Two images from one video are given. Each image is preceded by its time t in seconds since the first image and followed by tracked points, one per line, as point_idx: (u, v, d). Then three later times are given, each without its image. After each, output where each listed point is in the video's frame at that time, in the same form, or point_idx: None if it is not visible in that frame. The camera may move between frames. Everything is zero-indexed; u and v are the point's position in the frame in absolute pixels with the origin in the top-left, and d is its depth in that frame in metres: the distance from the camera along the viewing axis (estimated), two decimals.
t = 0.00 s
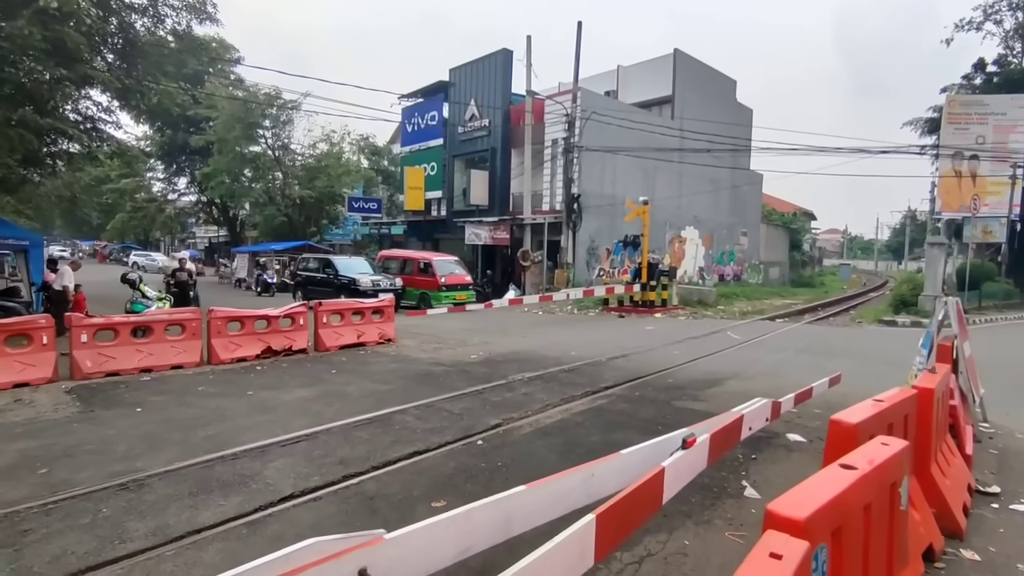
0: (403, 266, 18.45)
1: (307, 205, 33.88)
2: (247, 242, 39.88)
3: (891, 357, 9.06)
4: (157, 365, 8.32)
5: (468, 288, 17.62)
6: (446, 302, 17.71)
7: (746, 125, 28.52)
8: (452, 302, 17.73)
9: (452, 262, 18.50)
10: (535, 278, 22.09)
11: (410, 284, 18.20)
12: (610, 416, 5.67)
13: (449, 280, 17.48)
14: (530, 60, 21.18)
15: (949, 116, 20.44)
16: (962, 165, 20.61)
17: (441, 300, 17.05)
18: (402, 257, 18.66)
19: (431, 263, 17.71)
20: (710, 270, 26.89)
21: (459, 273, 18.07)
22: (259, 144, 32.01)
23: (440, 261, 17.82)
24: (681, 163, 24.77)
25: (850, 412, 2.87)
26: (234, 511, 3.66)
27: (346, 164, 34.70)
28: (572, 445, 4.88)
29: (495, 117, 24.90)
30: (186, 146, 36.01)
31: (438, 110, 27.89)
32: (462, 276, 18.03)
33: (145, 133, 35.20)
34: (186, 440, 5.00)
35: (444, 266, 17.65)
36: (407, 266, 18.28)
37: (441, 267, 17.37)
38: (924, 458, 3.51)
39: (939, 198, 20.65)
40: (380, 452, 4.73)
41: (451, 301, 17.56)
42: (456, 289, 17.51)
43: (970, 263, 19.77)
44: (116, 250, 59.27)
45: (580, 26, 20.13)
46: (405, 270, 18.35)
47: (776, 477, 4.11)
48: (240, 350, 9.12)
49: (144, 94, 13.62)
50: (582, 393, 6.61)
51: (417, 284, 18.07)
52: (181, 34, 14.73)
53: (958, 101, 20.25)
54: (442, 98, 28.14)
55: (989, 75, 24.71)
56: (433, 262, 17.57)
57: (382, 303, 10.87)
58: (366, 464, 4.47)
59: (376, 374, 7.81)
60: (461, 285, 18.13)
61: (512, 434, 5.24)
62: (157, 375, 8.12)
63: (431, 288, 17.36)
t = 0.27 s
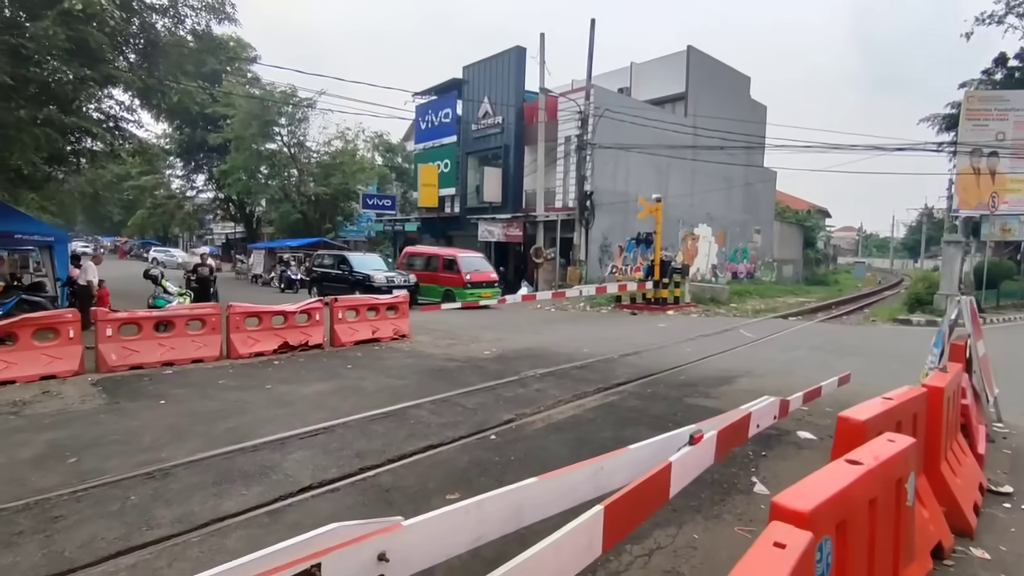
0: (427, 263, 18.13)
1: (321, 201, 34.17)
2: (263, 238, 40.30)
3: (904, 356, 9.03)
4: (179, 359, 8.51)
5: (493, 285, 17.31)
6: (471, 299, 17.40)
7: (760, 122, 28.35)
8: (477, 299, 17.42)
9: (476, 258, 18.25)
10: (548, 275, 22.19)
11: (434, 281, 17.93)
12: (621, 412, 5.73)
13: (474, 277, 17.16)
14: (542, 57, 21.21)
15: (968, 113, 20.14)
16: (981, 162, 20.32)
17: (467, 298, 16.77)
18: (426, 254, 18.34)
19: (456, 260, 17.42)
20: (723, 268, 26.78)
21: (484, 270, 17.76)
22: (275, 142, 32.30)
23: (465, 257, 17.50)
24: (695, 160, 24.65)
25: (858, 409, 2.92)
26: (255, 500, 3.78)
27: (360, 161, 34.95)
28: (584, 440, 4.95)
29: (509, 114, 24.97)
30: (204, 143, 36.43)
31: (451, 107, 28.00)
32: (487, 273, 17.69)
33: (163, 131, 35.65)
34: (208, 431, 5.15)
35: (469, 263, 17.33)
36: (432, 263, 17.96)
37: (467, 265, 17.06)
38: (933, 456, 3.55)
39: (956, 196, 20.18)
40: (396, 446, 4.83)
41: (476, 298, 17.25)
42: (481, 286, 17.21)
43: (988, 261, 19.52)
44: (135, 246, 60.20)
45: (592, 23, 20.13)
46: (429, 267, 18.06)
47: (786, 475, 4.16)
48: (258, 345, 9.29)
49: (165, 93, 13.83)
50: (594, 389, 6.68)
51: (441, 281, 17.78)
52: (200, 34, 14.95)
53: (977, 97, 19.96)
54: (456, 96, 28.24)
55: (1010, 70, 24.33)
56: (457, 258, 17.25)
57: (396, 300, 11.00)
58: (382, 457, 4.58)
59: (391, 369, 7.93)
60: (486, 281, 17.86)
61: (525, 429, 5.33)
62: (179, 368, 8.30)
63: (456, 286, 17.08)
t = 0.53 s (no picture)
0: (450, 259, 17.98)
1: (335, 199, 34.45)
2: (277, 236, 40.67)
3: (917, 354, 9.00)
4: (198, 353, 8.68)
5: (517, 282, 17.10)
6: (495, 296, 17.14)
7: (773, 120, 28.19)
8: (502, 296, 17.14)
9: (500, 255, 18.10)
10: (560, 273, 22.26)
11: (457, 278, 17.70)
12: (633, 408, 5.79)
13: (498, 274, 16.91)
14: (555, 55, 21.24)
15: (986, 109, 19.93)
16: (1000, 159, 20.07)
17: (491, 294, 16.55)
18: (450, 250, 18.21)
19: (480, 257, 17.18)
20: (735, 266, 26.67)
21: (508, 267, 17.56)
22: (290, 140, 32.51)
23: (489, 254, 17.32)
24: (707, 158, 24.55)
25: (868, 403, 2.95)
26: (275, 489, 3.89)
27: (373, 159, 35.20)
28: (596, 434, 5.02)
29: (521, 112, 25.01)
30: (220, 142, 36.79)
31: (464, 105, 28.09)
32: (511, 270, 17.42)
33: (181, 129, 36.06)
34: (228, 423, 5.28)
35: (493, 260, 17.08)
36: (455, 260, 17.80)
37: (491, 261, 16.84)
38: (944, 451, 3.57)
39: (973, 194, 20.04)
40: (411, 438, 4.93)
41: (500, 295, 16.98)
42: (505, 283, 17.00)
43: (1006, 260, 19.27)
44: (153, 244, 61.09)
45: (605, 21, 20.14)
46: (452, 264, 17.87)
47: (797, 469, 4.19)
48: (274, 340, 9.44)
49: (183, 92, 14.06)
50: (606, 384, 6.74)
51: (464, 278, 17.54)
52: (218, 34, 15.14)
53: (995, 92, 19.74)
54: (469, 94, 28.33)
55: None
56: (481, 255, 17.00)
57: (410, 296, 11.11)
58: (398, 449, 4.67)
59: (405, 364, 8.04)
60: (509, 278, 17.68)
61: (538, 423, 5.40)
62: (198, 362, 8.48)
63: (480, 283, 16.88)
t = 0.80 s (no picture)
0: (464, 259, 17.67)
1: (339, 198, 34.58)
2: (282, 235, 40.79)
3: (921, 352, 9.01)
4: (206, 350, 8.76)
5: (533, 281, 16.74)
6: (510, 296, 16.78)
7: (776, 119, 28.17)
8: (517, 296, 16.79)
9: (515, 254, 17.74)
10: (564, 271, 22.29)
11: (471, 277, 17.40)
12: (638, 405, 5.83)
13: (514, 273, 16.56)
14: (559, 54, 21.29)
15: (993, 106, 19.69)
16: (1006, 157, 20.00)
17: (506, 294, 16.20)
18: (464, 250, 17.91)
19: (495, 255, 16.86)
20: (738, 265, 26.66)
21: (524, 266, 17.21)
22: (295, 139, 32.55)
23: (504, 253, 16.98)
24: (710, 157, 24.54)
25: (873, 399, 3.00)
26: (285, 484, 3.95)
27: (377, 158, 35.29)
28: (601, 430, 5.07)
29: (525, 111, 25.04)
30: (225, 142, 36.86)
31: (468, 104, 28.14)
32: (526, 270, 17.07)
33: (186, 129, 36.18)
34: (238, 419, 5.35)
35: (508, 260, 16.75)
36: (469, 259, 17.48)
37: (506, 260, 16.53)
38: (949, 448, 3.60)
39: (979, 192, 20.14)
40: (418, 435, 4.98)
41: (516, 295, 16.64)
42: (521, 283, 16.64)
43: (1012, 258, 19.23)
44: (160, 242, 61.51)
45: (608, 20, 20.15)
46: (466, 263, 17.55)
47: (802, 466, 4.23)
48: (281, 338, 9.51)
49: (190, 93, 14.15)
50: (611, 382, 6.79)
51: (479, 277, 17.22)
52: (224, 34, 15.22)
53: (1004, 88, 19.46)
54: (472, 93, 28.36)
55: None
56: (496, 254, 16.67)
57: (415, 294, 11.17)
58: (405, 445, 4.72)
59: (411, 362, 8.11)
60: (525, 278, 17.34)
61: (544, 419, 5.45)
62: (207, 360, 8.55)
63: (495, 282, 16.54)
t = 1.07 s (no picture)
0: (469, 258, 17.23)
1: (334, 197, 34.53)
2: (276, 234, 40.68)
3: (913, 350, 9.12)
4: (203, 350, 8.76)
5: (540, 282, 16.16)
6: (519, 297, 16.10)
7: (770, 119, 28.33)
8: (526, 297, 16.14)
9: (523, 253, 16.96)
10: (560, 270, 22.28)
11: (477, 277, 16.83)
12: (635, 403, 5.89)
13: (522, 274, 15.97)
14: (554, 54, 21.35)
15: (984, 106, 20.02)
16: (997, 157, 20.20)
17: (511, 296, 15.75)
18: (469, 248, 17.46)
19: (501, 255, 16.27)
20: (732, 264, 26.81)
21: (531, 265, 16.55)
22: (289, 138, 32.42)
23: (511, 252, 16.33)
24: (704, 157, 24.67)
25: (867, 396, 3.06)
26: (287, 482, 3.99)
27: (371, 158, 35.25)
28: (598, 428, 5.13)
29: (520, 111, 25.10)
30: (218, 141, 36.71)
31: (462, 104, 28.16)
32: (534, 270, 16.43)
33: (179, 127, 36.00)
34: (237, 418, 5.38)
35: (515, 259, 16.20)
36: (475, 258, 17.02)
37: (513, 260, 15.99)
38: (942, 443, 3.68)
39: (970, 191, 20.29)
40: (417, 433, 5.02)
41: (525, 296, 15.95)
42: (528, 284, 16.03)
43: (1002, 257, 19.44)
44: (152, 242, 61.21)
45: (603, 20, 20.24)
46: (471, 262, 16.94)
47: (796, 463, 4.29)
48: (278, 337, 9.52)
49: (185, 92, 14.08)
50: (607, 380, 6.84)
51: (485, 277, 16.60)
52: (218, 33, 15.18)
53: (994, 89, 19.83)
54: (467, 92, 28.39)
55: None
56: (504, 254, 16.09)
57: (412, 294, 11.19)
58: (405, 443, 4.76)
59: (408, 361, 8.14)
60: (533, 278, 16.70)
61: (542, 417, 5.50)
62: (204, 359, 8.56)
63: (502, 283, 15.96)
